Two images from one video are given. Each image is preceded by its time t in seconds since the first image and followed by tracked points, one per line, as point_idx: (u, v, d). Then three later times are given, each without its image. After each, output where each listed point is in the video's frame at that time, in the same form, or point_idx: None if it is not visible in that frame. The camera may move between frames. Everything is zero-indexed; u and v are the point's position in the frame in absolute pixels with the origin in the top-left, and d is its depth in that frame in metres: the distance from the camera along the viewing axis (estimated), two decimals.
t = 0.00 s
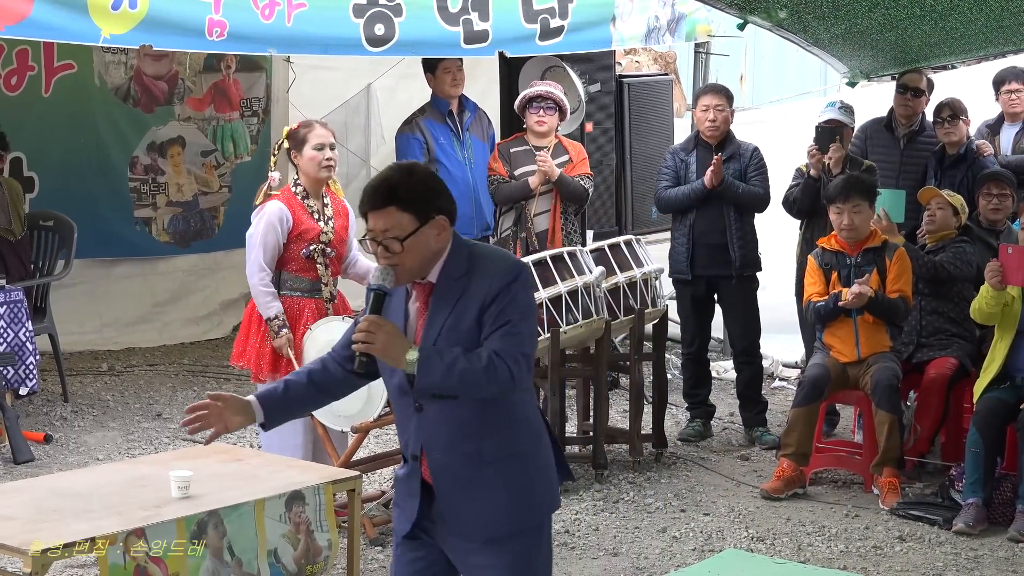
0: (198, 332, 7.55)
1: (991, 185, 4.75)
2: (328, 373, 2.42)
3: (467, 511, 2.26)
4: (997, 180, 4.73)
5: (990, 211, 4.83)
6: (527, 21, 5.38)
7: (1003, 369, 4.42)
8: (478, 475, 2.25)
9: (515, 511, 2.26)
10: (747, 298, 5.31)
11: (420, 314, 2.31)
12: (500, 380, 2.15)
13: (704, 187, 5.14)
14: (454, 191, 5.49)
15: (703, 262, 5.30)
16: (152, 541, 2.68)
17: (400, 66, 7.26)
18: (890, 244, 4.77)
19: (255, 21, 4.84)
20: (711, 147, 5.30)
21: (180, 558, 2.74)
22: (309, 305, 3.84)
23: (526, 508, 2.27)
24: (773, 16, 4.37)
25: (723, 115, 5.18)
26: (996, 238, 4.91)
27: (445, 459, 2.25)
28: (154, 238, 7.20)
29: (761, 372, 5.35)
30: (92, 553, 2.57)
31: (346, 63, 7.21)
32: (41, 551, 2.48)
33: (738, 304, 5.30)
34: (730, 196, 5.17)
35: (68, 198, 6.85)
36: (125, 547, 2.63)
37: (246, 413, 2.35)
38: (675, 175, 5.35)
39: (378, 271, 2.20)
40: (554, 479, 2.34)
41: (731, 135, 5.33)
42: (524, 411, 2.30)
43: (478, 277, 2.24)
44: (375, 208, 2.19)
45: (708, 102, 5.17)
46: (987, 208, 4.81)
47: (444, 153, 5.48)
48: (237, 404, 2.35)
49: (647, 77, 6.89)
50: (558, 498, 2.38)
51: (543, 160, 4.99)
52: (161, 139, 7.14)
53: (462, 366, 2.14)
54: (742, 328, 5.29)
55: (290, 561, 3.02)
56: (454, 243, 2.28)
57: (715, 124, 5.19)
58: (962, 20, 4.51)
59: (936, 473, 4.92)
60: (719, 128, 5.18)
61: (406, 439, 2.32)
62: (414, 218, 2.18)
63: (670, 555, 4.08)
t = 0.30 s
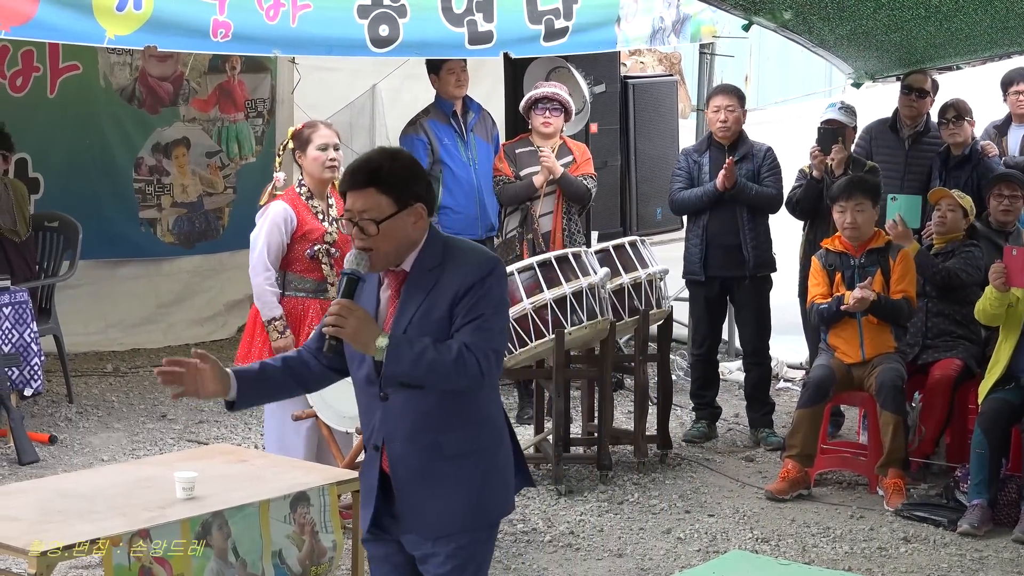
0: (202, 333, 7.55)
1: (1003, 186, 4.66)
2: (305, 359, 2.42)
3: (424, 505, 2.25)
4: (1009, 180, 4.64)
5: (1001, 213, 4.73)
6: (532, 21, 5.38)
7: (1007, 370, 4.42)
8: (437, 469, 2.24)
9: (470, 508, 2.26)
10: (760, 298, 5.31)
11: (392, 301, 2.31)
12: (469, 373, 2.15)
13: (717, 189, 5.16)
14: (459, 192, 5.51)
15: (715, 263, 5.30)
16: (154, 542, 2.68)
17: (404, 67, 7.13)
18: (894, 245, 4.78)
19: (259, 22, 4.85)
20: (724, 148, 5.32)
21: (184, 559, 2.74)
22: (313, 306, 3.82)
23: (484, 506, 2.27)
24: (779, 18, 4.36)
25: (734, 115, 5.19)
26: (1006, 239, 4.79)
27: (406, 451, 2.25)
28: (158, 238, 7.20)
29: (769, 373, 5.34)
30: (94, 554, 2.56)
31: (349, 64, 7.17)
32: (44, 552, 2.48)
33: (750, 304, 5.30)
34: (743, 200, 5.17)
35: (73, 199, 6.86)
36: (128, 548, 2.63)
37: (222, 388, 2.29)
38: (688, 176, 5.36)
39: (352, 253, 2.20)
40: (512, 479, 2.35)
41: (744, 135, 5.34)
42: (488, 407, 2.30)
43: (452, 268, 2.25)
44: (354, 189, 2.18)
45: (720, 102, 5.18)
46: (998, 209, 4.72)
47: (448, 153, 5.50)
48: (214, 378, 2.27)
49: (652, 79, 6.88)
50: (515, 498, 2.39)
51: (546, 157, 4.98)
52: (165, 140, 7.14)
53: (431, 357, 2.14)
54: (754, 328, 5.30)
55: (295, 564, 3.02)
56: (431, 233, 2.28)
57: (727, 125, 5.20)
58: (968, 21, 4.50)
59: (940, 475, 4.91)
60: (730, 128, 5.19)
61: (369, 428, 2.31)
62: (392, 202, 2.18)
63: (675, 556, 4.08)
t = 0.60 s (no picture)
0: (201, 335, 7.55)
1: (1004, 187, 4.73)
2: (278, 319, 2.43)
3: (385, 514, 2.25)
4: (1010, 181, 4.71)
5: (1002, 214, 4.80)
6: (530, 23, 5.38)
7: (1007, 371, 4.42)
8: (401, 480, 2.24)
9: (431, 523, 2.25)
10: (770, 297, 5.30)
11: (373, 304, 2.31)
12: (445, 391, 2.14)
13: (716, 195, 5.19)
14: (458, 193, 5.55)
15: (725, 266, 5.29)
16: (153, 542, 2.68)
17: (404, 68, 7.14)
18: (892, 246, 4.79)
19: (258, 23, 4.85)
20: (733, 149, 5.32)
21: (184, 559, 2.75)
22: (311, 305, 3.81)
23: (445, 522, 2.26)
24: (778, 19, 4.36)
25: (743, 117, 5.19)
26: (1006, 241, 4.83)
27: (374, 458, 2.24)
28: (158, 239, 7.20)
29: (772, 374, 5.33)
30: (94, 554, 2.56)
31: (349, 65, 7.18)
32: (44, 552, 2.47)
33: (760, 303, 5.28)
34: (757, 204, 5.15)
35: (72, 200, 6.86)
36: (127, 549, 2.63)
37: (198, 307, 2.26)
38: (696, 178, 5.38)
39: (338, 257, 2.20)
40: (476, 496, 2.35)
41: (753, 136, 5.34)
42: (460, 423, 2.29)
43: (438, 281, 2.24)
44: (345, 193, 2.18)
45: (728, 104, 5.20)
46: (999, 210, 4.78)
47: (447, 155, 5.52)
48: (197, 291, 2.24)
49: (652, 80, 6.88)
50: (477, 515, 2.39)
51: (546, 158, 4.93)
52: (165, 141, 7.14)
53: (409, 371, 2.12)
54: (760, 331, 5.28)
55: (293, 564, 3.06)
56: (420, 241, 2.28)
57: (736, 127, 5.19)
58: (966, 22, 4.51)
59: (939, 476, 4.91)
60: (739, 130, 5.18)
61: (338, 429, 2.30)
62: (384, 209, 2.18)
63: (674, 557, 4.08)
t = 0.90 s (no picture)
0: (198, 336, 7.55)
1: (999, 188, 4.77)
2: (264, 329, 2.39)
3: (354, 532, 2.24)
4: (1005, 182, 4.75)
5: (995, 215, 4.83)
6: (528, 24, 5.37)
7: (1005, 372, 4.42)
8: (372, 498, 2.23)
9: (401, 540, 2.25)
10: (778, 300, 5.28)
11: (341, 316, 2.30)
12: (418, 412, 2.14)
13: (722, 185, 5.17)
14: (454, 194, 5.56)
15: (735, 268, 5.30)
16: (151, 543, 2.68)
17: (403, 69, 7.16)
18: (889, 246, 4.80)
19: (256, 25, 4.86)
20: (739, 150, 5.30)
21: (181, 560, 2.77)
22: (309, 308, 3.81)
23: (415, 540, 2.26)
24: (776, 20, 4.36)
25: (747, 119, 5.20)
26: (1002, 242, 4.85)
27: (343, 476, 2.23)
28: (155, 241, 7.20)
29: (774, 376, 5.33)
30: (93, 555, 2.56)
31: (348, 66, 7.19)
32: (42, 554, 2.46)
33: (770, 305, 5.27)
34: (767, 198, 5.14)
35: (69, 200, 6.86)
36: (125, 550, 2.63)
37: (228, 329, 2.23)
38: (703, 179, 5.37)
39: (308, 274, 2.16)
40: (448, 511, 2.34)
41: (759, 138, 5.32)
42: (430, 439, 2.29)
43: (408, 297, 2.23)
44: (312, 209, 2.14)
45: (733, 106, 5.20)
46: (994, 211, 4.81)
47: (443, 155, 5.55)
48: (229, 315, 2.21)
49: (650, 81, 6.89)
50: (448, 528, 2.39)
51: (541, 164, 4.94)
52: (163, 142, 7.12)
53: (381, 393, 2.12)
54: (767, 336, 5.27)
55: (290, 565, 3.07)
56: (389, 252, 2.26)
57: (740, 128, 5.20)
58: (964, 23, 4.52)
59: (936, 477, 4.92)
60: (743, 132, 5.19)
61: (303, 445, 2.29)
62: (352, 226, 2.15)
63: (670, 558, 4.08)
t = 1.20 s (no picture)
0: (188, 338, 7.54)
1: (985, 189, 4.74)
2: (227, 354, 2.35)
3: (336, 545, 2.22)
4: (991, 184, 4.73)
5: (982, 217, 4.82)
6: (517, 25, 5.39)
7: (992, 373, 4.43)
8: (353, 509, 2.22)
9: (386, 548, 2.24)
10: (770, 300, 5.30)
11: (308, 326, 2.27)
12: (393, 417, 2.14)
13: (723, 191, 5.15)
14: (442, 195, 5.63)
15: (726, 269, 5.30)
16: (138, 545, 2.68)
17: (391, 70, 7.22)
18: (878, 249, 4.80)
19: (244, 27, 4.85)
20: (730, 152, 5.31)
21: (168, 561, 2.76)
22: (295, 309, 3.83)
23: (399, 546, 2.25)
24: (763, 22, 4.37)
25: (736, 121, 5.20)
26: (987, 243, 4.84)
27: (320, 489, 2.22)
28: (143, 243, 7.19)
29: (764, 377, 5.34)
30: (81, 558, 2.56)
31: (336, 68, 7.18)
32: (30, 556, 2.47)
33: (760, 306, 5.29)
34: (749, 202, 5.17)
35: (57, 203, 6.85)
36: (113, 553, 2.63)
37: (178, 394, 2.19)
38: (695, 182, 5.36)
39: (267, 286, 2.13)
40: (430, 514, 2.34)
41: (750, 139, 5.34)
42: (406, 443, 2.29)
43: (374, 301, 2.21)
44: (267, 221, 2.11)
45: (723, 108, 5.20)
46: (979, 213, 4.80)
47: (432, 157, 5.60)
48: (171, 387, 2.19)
49: (638, 83, 6.89)
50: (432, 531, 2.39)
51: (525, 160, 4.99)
52: (150, 145, 7.10)
53: (353, 401, 2.12)
54: (758, 336, 5.29)
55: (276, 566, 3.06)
56: (351, 258, 2.24)
57: (729, 130, 5.21)
58: (951, 25, 4.52)
59: (924, 478, 4.92)
60: (732, 133, 5.20)
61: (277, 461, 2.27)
62: (310, 234, 2.12)
63: (659, 559, 4.08)
